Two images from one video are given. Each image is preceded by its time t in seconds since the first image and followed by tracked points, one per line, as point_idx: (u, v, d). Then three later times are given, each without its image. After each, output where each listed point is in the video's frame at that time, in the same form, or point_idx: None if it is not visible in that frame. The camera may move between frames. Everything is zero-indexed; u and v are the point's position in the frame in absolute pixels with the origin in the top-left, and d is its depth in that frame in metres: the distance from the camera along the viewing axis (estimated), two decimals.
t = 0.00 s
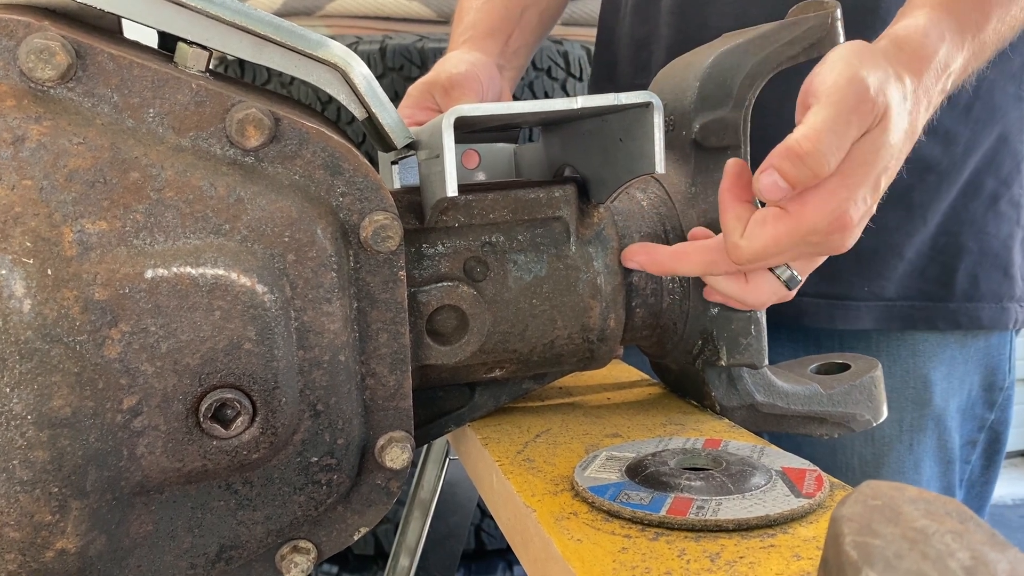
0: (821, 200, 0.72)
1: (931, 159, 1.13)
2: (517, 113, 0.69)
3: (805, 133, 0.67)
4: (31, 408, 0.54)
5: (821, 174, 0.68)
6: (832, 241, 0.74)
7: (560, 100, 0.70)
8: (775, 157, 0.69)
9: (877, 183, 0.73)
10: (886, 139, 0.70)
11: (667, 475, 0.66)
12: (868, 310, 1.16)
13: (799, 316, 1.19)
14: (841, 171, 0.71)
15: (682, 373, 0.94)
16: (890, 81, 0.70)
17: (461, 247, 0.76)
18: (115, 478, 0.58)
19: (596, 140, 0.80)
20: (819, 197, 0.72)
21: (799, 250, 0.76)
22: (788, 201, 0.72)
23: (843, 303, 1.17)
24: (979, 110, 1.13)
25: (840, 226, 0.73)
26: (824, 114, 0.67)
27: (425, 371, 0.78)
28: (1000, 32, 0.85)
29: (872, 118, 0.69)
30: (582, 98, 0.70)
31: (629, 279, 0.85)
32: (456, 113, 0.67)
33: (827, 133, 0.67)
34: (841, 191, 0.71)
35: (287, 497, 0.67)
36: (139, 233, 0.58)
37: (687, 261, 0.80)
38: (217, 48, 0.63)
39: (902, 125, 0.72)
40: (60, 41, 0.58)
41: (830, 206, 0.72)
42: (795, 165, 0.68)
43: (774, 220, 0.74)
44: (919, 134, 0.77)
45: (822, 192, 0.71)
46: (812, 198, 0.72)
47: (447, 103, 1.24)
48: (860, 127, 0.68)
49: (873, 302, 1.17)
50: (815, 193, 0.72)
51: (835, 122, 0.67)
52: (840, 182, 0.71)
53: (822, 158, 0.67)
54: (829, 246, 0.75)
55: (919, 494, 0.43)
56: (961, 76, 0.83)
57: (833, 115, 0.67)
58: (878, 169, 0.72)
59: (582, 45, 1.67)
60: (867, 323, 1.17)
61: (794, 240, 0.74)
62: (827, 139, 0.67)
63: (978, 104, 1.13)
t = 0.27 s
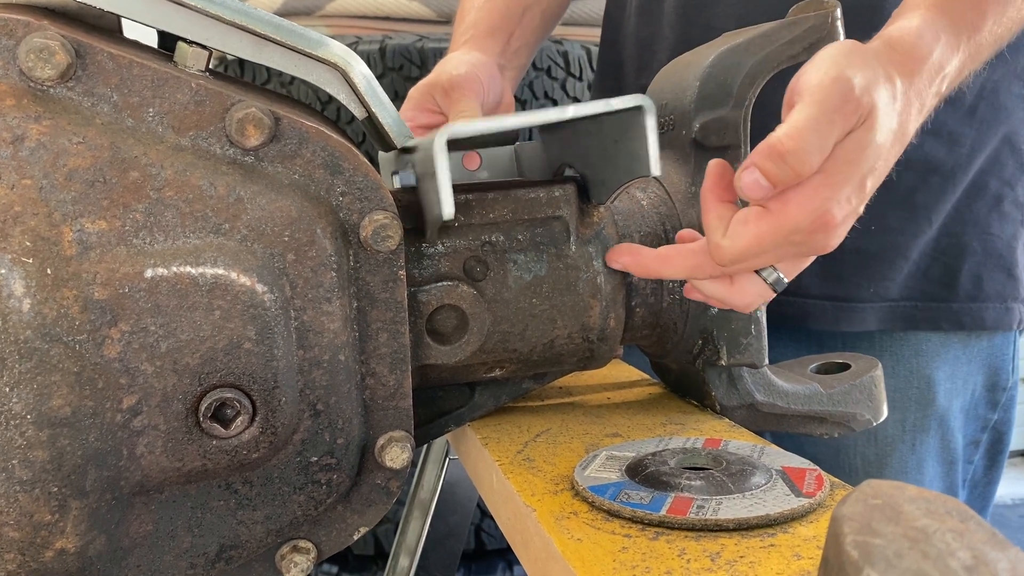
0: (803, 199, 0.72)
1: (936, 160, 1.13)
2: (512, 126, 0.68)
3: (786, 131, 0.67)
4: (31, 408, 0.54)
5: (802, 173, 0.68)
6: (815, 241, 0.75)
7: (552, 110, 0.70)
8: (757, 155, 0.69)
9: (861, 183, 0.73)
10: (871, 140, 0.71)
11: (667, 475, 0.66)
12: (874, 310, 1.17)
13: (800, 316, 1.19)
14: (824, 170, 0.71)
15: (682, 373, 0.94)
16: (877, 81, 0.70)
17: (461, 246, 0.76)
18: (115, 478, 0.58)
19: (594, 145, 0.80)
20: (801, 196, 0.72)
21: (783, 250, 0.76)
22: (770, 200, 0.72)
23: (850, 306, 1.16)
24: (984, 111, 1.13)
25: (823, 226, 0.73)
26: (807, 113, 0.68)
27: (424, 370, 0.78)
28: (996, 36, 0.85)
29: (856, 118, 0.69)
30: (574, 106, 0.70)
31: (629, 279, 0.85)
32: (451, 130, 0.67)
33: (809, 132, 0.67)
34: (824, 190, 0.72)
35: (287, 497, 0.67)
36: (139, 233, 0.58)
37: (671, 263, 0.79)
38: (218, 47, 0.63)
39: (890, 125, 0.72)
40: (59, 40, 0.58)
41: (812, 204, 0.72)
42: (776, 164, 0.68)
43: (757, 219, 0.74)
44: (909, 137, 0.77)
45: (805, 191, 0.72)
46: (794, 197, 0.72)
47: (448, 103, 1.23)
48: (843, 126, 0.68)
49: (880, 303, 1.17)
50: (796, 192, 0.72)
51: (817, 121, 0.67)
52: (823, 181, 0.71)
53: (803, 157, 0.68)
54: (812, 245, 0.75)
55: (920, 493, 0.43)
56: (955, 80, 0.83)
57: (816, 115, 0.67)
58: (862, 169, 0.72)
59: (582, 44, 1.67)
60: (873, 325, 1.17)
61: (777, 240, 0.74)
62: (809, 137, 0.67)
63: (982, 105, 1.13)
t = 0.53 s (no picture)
0: (774, 197, 0.72)
1: (941, 160, 1.12)
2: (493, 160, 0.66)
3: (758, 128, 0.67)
4: (26, 407, 0.54)
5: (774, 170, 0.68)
6: (788, 241, 0.74)
7: (534, 141, 0.66)
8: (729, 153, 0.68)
9: (832, 181, 0.73)
10: (842, 137, 0.71)
11: (663, 475, 0.66)
12: (877, 311, 1.16)
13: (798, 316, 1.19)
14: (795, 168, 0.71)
15: (679, 372, 0.94)
16: (849, 79, 0.70)
17: (458, 246, 0.76)
18: (110, 478, 0.58)
19: (586, 155, 0.77)
20: (772, 194, 0.72)
21: (755, 251, 0.75)
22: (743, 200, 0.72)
23: (854, 308, 1.16)
24: (988, 112, 1.12)
25: (795, 225, 0.73)
26: (779, 109, 0.67)
27: (421, 369, 0.78)
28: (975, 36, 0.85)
29: (826, 115, 0.69)
30: (557, 135, 0.66)
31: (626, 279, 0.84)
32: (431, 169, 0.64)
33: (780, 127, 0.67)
34: (794, 187, 0.72)
35: (283, 497, 0.67)
36: (134, 232, 0.58)
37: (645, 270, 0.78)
38: (214, 46, 0.63)
39: (861, 124, 0.72)
40: (54, 39, 0.58)
41: (783, 202, 0.72)
42: (748, 161, 0.67)
43: (728, 220, 0.73)
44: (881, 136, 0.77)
45: (775, 189, 0.72)
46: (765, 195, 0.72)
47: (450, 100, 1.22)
48: (814, 122, 0.68)
49: (883, 303, 1.17)
50: (768, 190, 0.72)
51: (788, 117, 0.67)
52: (793, 179, 0.71)
53: (775, 153, 0.67)
54: (784, 246, 0.75)
55: (916, 492, 0.43)
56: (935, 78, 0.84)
57: (788, 111, 0.67)
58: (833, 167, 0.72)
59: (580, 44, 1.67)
60: (877, 326, 1.17)
61: (748, 242, 0.74)
62: (780, 133, 0.67)
63: (985, 106, 1.12)
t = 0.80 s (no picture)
0: (773, 192, 0.71)
1: (947, 160, 1.12)
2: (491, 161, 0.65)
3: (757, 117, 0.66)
4: (23, 406, 0.54)
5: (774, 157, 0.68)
6: (787, 231, 0.74)
7: (534, 139, 0.66)
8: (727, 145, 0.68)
9: (833, 171, 0.73)
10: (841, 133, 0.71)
11: (663, 474, 0.66)
12: (884, 311, 1.16)
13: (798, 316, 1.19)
14: (798, 150, 0.70)
15: (678, 372, 0.93)
16: (849, 73, 0.70)
17: (457, 245, 0.76)
18: (108, 476, 0.58)
19: (586, 154, 0.77)
20: (771, 186, 0.71)
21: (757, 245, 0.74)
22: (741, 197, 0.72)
23: (859, 307, 1.15)
24: (993, 111, 1.12)
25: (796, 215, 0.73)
26: (777, 98, 0.67)
27: (420, 369, 0.78)
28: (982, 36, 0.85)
29: (823, 96, 0.68)
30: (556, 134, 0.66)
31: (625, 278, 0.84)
32: (432, 168, 0.64)
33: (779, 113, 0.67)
34: (796, 179, 0.71)
35: (282, 496, 0.67)
36: (132, 230, 0.58)
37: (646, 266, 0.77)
38: (212, 44, 0.63)
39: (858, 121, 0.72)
40: (52, 37, 0.58)
41: (783, 193, 0.71)
42: (746, 150, 0.67)
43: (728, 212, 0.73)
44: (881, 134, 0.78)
45: (777, 181, 0.71)
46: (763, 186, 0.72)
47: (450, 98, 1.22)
48: (811, 111, 0.68)
49: (889, 304, 1.16)
50: (770, 181, 0.71)
51: (788, 106, 0.67)
52: (794, 168, 0.71)
53: (775, 145, 0.67)
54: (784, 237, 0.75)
55: (916, 491, 0.42)
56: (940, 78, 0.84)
57: (788, 103, 0.67)
58: (835, 158, 0.72)
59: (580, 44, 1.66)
60: (882, 326, 1.16)
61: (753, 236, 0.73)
62: (779, 124, 0.67)
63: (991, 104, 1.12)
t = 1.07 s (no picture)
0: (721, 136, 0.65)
1: (955, 161, 1.11)
2: (494, 165, 0.66)
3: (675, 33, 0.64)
4: (29, 407, 0.54)
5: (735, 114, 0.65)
6: (784, 146, 0.67)
7: (539, 140, 0.66)
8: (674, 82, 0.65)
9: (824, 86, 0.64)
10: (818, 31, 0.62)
11: (666, 475, 0.66)
12: (890, 313, 1.15)
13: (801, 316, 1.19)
14: (763, 61, 0.63)
15: (681, 373, 0.94)
16: None
17: (460, 246, 0.76)
18: (113, 477, 0.58)
19: (589, 153, 0.78)
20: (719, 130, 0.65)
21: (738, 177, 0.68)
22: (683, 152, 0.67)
23: (866, 308, 1.15)
24: (1003, 110, 1.11)
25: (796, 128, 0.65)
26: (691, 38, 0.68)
27: (424, 370, 0.78)
28: (968, 11, 0.80)
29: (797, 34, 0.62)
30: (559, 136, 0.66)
31: (628, 278, 0.84)
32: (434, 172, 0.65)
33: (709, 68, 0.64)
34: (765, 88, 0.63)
35: (286, 497, 0.67)
36: (138, 232, 0.58)
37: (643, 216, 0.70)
38: (216, 46, 0.63)
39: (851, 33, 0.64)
40: (58, 39, 0.58)
41: (773, 101, 0.63)
42: (663, 57, 0.64)
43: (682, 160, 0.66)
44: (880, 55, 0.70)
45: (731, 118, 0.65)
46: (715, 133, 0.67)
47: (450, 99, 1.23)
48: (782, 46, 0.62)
49: (897, 305, 1.15)
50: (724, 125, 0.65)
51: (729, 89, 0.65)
52: (746, 112, 0.64)
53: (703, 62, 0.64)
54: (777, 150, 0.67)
55: (919, 492, 0.43)
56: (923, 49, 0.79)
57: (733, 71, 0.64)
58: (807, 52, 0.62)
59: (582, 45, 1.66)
60: (889, 329, 1.15)
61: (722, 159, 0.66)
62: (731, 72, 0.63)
63: (999, 104, 1.11)
